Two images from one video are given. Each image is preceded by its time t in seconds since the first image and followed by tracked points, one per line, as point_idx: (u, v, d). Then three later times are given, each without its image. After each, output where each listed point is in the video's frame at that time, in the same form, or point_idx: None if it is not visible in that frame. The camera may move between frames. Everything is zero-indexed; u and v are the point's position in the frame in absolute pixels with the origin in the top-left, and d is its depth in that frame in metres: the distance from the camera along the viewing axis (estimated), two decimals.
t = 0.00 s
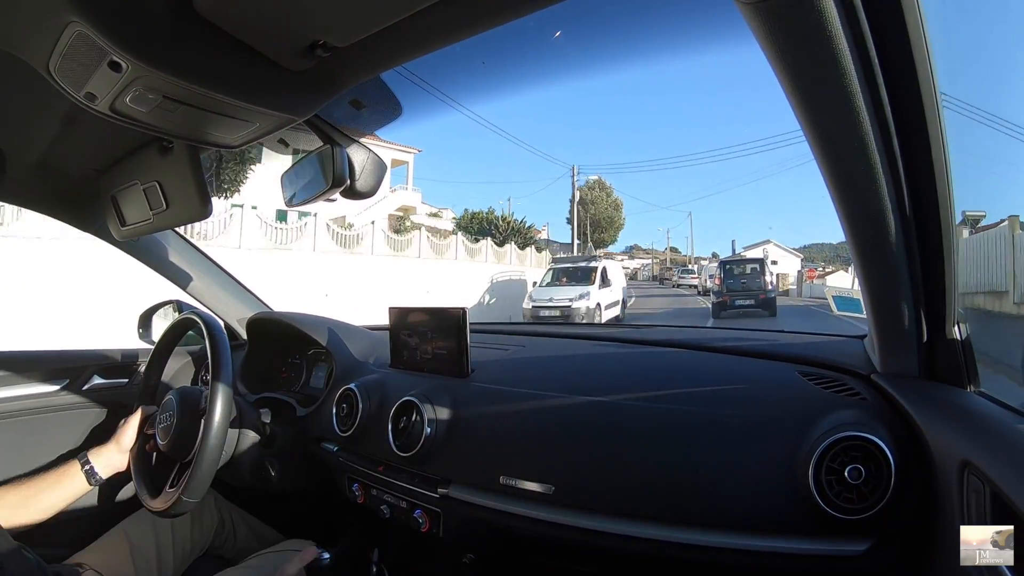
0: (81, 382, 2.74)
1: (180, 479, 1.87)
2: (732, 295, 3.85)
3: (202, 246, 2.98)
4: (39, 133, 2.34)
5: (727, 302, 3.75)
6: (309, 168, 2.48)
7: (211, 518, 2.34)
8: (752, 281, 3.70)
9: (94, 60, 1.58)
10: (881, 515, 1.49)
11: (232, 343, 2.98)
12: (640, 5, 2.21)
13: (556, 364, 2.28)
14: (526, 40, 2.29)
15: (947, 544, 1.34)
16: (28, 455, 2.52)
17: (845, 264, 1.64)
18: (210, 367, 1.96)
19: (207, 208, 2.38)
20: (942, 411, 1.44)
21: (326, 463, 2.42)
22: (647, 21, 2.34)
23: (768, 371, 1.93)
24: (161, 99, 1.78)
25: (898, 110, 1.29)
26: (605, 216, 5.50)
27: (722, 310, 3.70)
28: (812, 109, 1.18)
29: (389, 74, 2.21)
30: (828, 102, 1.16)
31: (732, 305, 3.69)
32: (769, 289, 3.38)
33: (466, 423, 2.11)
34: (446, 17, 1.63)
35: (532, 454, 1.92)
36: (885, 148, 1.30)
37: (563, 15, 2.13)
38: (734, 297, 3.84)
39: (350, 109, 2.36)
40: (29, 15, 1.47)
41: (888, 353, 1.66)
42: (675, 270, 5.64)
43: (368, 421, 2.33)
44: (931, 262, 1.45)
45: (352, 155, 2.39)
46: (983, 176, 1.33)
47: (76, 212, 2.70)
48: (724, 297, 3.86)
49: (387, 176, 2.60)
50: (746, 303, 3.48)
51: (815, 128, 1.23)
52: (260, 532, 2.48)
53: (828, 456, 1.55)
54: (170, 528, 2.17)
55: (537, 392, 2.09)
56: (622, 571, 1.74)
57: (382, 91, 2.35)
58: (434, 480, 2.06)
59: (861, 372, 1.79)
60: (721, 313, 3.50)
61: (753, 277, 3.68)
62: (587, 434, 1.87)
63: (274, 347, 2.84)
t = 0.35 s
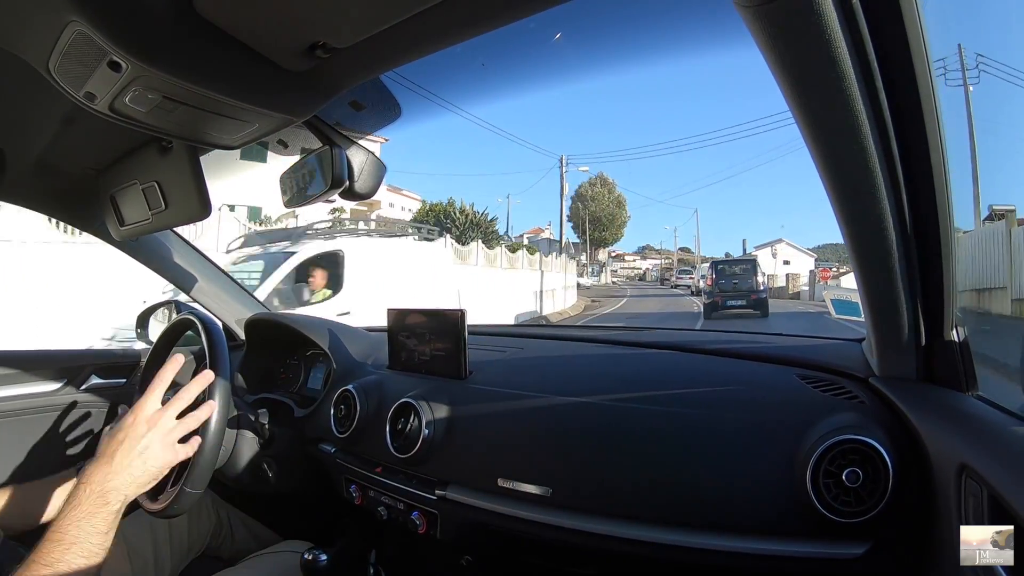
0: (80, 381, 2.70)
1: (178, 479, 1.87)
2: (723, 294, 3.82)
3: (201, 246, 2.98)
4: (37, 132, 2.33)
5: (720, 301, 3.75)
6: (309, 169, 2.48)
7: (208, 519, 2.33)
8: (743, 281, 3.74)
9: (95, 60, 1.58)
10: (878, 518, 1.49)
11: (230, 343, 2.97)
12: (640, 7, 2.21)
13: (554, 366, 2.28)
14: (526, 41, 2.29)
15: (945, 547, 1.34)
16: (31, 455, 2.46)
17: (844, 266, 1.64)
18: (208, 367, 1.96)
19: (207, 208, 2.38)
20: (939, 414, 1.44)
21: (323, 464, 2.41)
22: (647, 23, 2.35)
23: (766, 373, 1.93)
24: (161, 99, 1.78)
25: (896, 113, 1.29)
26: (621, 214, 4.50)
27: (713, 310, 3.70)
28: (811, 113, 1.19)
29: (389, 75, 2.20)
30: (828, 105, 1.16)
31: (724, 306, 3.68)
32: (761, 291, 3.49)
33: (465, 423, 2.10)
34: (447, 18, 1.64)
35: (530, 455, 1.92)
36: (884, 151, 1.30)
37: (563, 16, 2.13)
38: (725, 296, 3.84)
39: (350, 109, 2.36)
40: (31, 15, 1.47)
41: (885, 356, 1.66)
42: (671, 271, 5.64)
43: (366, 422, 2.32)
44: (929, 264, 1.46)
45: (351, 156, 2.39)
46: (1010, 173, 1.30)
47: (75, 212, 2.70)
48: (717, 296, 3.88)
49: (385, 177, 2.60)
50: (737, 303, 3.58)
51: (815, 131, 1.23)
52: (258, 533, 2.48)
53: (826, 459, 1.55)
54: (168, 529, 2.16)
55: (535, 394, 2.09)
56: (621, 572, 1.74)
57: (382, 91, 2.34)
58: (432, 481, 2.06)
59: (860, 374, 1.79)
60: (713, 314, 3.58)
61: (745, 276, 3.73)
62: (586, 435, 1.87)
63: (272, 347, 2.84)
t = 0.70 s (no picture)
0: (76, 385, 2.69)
1: (177, 480, 1.86)
2: (718, 294, 3.85)
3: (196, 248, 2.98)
4: (32, 135, 2.33)
5: (715, 301, 3.77)
6: (305, 170, 2.47)
7: (206, 522, 2.32)
8: (739, 281, 3.85)
9: (88, 61, 1.57)
10: (877, 516, 1.49)
11: (227, 345, 2.96)
12: (636, 6, 2.21)
13: (552, 367, 2.28)
14: (523, 41, 2.29)
15: (944, 545, 1.35)
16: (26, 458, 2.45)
17: (841, 265, 1.65)
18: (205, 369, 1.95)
19: (204, 209, 2.37)
20: (937, 412, 1.45)
21: (321, 465, 2.41)
22: (643, 22, 2.35)
23: (764, 372, 1.93)
24: (156, 100, 1.78)
25: (892, 112, 1.30)
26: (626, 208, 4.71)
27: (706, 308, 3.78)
28: (807, 112, 1.19)
29: (385, 75, 2.20)
30: (823, 105, 1.17)
31: (720, 305, 3.69)
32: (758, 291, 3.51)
33: (463, 424, 2.10)
34: (443, 18, 1.63)
35: (529, 456, 1.92)
36: (880, 151, 1.30)
37: (559, 15, 2.12)
38: (721, 296, 3.86)
39: (345, 110, 2.35)
40: (24, 16, 1.46)
41: (883, 354, 1.67)
42: (668, 269, 5.65)
43: (364, 423, 2.32)
44: (925, 262, 1.46)
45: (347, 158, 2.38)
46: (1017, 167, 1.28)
47: (71, 214, 2.69)
48: (713, 296, 3.90)
49: (381, 177, 2.59)
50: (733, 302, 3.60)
51: (811, 131, 1.23)
52: (256, 535, 2.47)
53: (824, 458, 1.56)
54: (166, 532, 2.16)
55: (533, 394, 2.09)
56: (620, 572, 1.74)
57: (378, 92, 2.34)
58: (430, 482, 2.06)
59: (857, 373, 1.80)
60: (710, 313, 3.60)
61: (741, 277, 3.79)
62: (584, 435, 1.87)
63: (270, 349, 2.83)
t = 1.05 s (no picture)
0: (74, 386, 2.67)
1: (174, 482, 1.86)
2: (717, 295, 3.87)
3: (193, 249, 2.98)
4: (30, 136, 2.32)
5: (715, 301, 3.81)
6: (303, 173, 2.47)
7: (204, 523, 2.32)
8: (738, 281, 3.87)
9: (86, 62, 1.56)
10: (875, 516, 1.50)
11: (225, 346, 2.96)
12: (634, 7, 2.22)
13: (550, 368, 2.28)
14: (521, 42, 2.29)
15: (943, 545, 1.35)
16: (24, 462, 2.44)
17: (838, 266, 1.65)
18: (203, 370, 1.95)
19: (202, 208, 2.38)
20: (936, 413, 1.45)
21: (319, 467, 2.40)
22: (641, 24, 2.36)
23: (762, 373, 1.94)
24: (154, 101, 1.77)
25: (890, 113, 1.30)
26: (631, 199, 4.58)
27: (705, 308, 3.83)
28: (805, 113, 1.20)
29: (383, 76, 2.19)
30: (822, 106, 1.17)
31: (719, 305, 3.70)
32: (756, 292, 3.52)
33: (461, 425, 2.10)
34: (442, 18, 1.63)
35: (528, 457, 1.92)
36: (878, 152, 1.30)
37: (558, 16, 2.12)
38: (719, 296, 3.87)
39: (343, 112, 2.35)
40: (21, 16, 1.45)
41: (880, 355, 1.67)
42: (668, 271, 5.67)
43: (362, 424, 2.31)
44: (923, 263, 1.47)
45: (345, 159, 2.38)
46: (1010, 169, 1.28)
47: (68, 216, 2.69)
48: (712, 297, 3.91)
49: (379, 178, 2.60)
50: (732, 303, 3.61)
51: (809, 132, 1.24)
52: (254, 537, 2.47)
53: (822, 458, 1.56)
54: (164, 533, 2.15)
55: (532, 395, 2.09)
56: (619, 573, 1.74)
57: (376, 93, 2.33)
58: (429, 483, 2.06)
59: (854, 373, 1.80)
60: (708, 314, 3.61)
61: (740, 278, 3.80)
62: (583, 436, 1.87)
63: (268, 350, 2.83)
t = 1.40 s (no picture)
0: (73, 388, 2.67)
1: (174, 484, 1.86)
2: (719, 295, 3.86)
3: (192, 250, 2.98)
4: (30, 138, 2.32)
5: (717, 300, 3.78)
6: (301, 174, 2.47)
7: (203, 525, 2.31)
8: (742, 282, 3.91)
9: (85, 64, 1.56)
10: (874, 517, 1.50)
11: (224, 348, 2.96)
12: (634, 7, 2.21)
13: (549, 369, 2.28)
14: (521, 43, 2.29)
15: (943, 544, 1.35)
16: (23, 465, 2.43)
17: (837, 266, 1.65)
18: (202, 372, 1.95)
19: (200, 211, 2.38)
20: (935, 413, 1.45)
21: (318, 468, 2.40)
22: (640, 25, 2.36)
23: (762, 373, 1.94)
24: (153, 103, 1.77)
25: (889, 115, 1.30)
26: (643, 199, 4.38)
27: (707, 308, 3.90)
28: (804, 115, 1.20)
29: (382, 78, 2.20)
30: (821, 106, 1.17)
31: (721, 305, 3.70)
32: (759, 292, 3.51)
33: (461, 426, 2.10)
34: (441, 19, 1.63)
35: (527, 458, 1.92)
36: (877, 152, 1.31)
37: (557, 17, 2.12)
38: (722, 297, 3.86)
39: (342, 113, 2.35)
40: (21, 19, 1.45)
41: (880, 356, 1.68)
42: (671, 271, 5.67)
43: (361, 426, 2.31)
44: (922, 264, 1.47)
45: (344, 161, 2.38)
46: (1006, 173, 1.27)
47: (68, 217, 2.69)
48: (714, 297, 3.90)
49: (377, 179, 2.59)
50: (734, 303, 3.61)
51: (808, 132, 1.24)
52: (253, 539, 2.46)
53: (821, 459, 1.56)
54: (162, 536, 2.15)
55: (532, 396, 2.09)
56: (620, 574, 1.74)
57: (375, 94, 2.33)
58: (428, 484, 2.06)
59: (853, 374, 1.80)
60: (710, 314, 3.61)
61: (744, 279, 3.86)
62: (582, 438, 1.87)
63: (267, 352, 2.82)
